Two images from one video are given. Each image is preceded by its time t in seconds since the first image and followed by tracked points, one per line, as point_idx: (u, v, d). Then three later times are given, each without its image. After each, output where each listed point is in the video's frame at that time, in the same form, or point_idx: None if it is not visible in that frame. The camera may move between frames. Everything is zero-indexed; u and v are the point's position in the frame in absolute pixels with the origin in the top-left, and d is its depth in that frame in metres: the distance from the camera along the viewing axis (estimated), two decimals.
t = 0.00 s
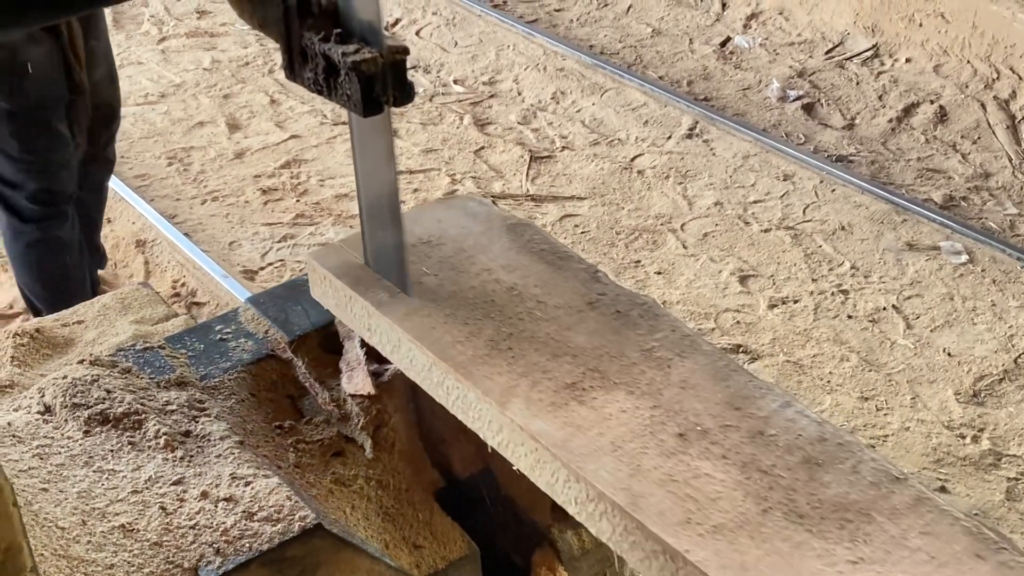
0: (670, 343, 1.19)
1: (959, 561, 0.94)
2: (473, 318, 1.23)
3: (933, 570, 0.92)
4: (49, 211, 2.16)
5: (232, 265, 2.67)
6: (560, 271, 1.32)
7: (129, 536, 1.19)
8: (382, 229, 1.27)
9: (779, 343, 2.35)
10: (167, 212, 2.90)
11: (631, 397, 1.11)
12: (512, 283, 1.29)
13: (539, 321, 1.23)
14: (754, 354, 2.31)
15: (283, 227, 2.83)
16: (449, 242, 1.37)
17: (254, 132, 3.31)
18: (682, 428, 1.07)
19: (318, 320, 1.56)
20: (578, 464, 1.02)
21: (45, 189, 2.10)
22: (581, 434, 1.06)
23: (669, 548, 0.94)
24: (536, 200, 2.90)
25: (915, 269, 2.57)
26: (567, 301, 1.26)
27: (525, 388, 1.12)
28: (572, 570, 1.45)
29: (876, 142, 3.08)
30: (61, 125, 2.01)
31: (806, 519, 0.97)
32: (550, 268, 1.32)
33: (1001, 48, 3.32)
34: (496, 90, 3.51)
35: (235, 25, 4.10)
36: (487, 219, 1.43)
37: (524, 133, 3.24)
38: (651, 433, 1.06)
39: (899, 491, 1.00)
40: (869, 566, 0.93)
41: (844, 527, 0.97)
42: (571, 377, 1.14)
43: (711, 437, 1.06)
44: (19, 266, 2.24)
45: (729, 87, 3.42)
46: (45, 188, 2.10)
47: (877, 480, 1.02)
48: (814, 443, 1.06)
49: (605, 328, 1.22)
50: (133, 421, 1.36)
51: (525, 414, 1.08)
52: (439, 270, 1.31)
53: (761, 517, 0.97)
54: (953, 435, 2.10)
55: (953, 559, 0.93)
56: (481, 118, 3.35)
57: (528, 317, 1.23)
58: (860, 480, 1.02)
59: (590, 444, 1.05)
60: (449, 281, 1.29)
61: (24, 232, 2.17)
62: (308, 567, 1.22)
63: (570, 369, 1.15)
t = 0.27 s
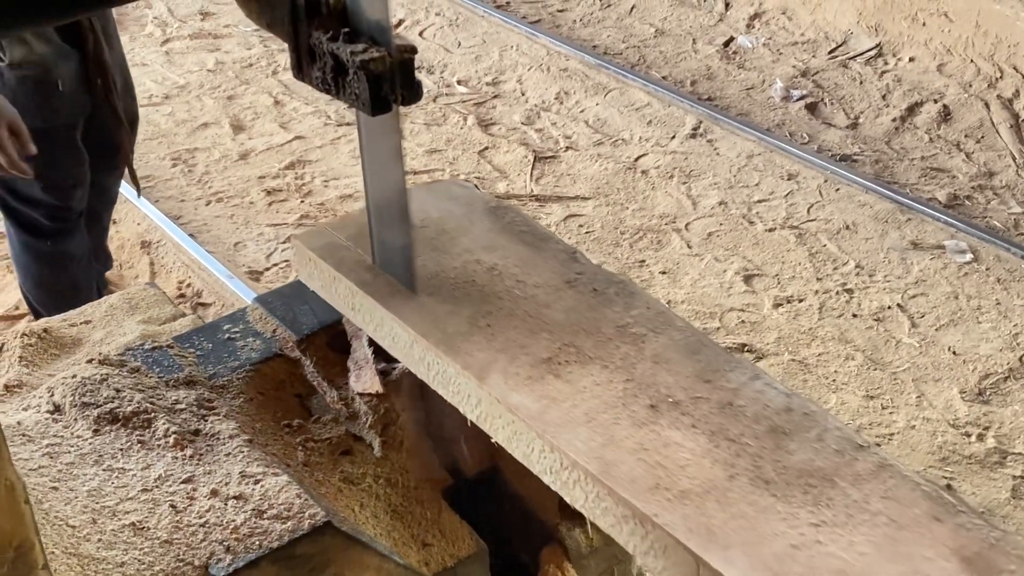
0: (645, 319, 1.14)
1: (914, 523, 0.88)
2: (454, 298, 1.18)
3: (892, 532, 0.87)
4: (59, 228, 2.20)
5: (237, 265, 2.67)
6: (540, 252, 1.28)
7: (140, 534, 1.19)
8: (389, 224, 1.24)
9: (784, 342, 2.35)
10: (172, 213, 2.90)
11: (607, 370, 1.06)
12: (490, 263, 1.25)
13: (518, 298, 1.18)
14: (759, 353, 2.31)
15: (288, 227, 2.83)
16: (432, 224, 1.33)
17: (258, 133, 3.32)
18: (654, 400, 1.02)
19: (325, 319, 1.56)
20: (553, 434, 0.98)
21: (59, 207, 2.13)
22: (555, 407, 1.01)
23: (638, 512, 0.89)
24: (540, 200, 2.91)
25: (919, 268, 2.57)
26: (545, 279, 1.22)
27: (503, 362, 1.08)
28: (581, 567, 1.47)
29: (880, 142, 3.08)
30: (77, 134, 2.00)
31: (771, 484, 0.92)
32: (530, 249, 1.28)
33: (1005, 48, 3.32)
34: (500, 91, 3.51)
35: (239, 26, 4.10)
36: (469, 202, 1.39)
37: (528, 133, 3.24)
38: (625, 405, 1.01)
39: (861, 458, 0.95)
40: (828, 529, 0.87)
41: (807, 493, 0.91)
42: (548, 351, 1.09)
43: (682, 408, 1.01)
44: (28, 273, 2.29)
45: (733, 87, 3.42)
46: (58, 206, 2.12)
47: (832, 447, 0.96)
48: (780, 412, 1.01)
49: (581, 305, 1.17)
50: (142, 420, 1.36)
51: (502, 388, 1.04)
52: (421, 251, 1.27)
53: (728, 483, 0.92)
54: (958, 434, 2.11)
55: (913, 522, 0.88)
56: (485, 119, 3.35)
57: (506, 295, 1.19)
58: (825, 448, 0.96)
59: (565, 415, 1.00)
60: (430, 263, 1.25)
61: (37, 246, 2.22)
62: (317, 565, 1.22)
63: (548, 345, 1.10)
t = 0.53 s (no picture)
0: (620, 293, 1.17)
1: (877, 484, 0.91)
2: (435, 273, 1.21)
3: (853, 490, 0.90)
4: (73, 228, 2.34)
5: (242, 264, 2.68)
6: (518, 229, 1.30)
7: (151, 527, 1.20)
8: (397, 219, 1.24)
9: (787, 338, 2.36)
10: (177, 212, 2.91)
11: (581, 340, 1.09)
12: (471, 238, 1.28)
13: (497, 274, 1.21)
14: (763, 349, 2.32)
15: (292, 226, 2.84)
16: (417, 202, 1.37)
17: (261, 132, 3.33)
18: (627, 368, 1.05)
19: (334, 314, 1.58)
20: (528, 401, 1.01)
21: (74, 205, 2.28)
22: (531, 374, 1.05)
23: (609, 473, 0.93)
24: (543, 198, 2.91)
25: (922, 265, 2.58)
26: (523, 255, 1.24)
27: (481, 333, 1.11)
28: (588, 562, 1.45)
29: (882, 139, 3.09)
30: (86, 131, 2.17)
31: (737, 446, 0.95)
32: (509, 226, 1.30)
33: (1007, 45, 3.34)
34: (502, 89, 3.52)
35: (241, 26, 4.11)
36: (452, 181, 1.41)
37: (531, 132, 3.25)
38: (598, 373, 1.05)
39: (825, 421, 0.98)
40: (792, 488, 0.91)
41: (771, 453, 0.95)
42: (524, 324, 1.12)
43: (653, 375, 1.04)
44: (44, 280, 2.42)
45: (735, 84, 3.43)
46: (72, 204, 2.28)
47: (799, 412, 0.99)
48: (748, 379, 1.04)
49: (560, 279, 1.20)
50: (151, 414, 1.37)
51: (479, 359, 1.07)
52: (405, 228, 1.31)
53: (696, 445, 0.95)
54: (961, 429, 2.12)
55: (872, 480, 0.91)
56: (488, 117, 3.36)
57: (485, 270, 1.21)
58: (790, 412, 1.00)
59: (540, 383, 1.03)
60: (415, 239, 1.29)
61: (52, 250, 2.36)
62: (327, 558, 1.23)
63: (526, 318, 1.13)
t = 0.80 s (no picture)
0: (590, 271, 1.19)
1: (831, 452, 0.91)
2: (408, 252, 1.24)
3: (808, 457, 0.90)
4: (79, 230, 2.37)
5: (242, 264, 2.68)
6: (493, 211, 1.32)
7: (153, 525, 1.20)
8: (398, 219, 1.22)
9: (787, 337, 2.36)
10: (176, 212, 2.91)
11: (550, 316, 1.10)
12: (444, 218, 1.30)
13: (469, 254, 1.24)
14: (763, 348, 2.32)
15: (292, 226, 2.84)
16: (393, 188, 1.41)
17: (261, 133, 3.33)
18: (594, 341, 1.06)
19: (334, 313, 1.58)
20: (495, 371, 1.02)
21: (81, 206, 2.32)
22: (500, 348, 1.06)
23: (573, 440, 0.93)
24: (543, 198, 2.91)
25: (922, 263, 2.58)
26: (496, 237, 1.27)
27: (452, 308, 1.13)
28: (588, 559, 1.45)
29: (881, 138, 3.09)
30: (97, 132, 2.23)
31: (697, 415, 0.95)
32: (483, 208, 1.32)
33: (1005, 44, 3.35)
34: (502, 89, 3.52)
35: (241, 26, 4.11)
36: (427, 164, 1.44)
37: (530, 131, 3.25)
38: (565, 345, 1.06)
39: (783, 391, 0.98)
40: (748, 454, 0.91)
41: (729, 422, 0.95)
42: (493, 301, 1.14)
43: (620, 348, 1.05)
44: (50, 287, 2.41)
45: (734, 84, 3.43)
46: (81, 205, 2.31)
47: (760, 384, 0.99)
48: (711, 352, 1.05)
49: (531, 259, 1.22)
50: (153, 413, 1.37)
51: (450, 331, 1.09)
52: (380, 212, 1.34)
53: (657, 414, 0.95)
54: (961, 428, 2.12)
55: (825, 446, 0.91)
56: (488, 117, 3.36)
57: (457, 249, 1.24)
58: (750, 382, 1.00)
59: (508, 356, 1.05)
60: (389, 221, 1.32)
61: (60, 255, 2.37)
62: (329, 556, 1.23)
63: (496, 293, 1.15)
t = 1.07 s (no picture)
0: (552, 252, 1.25)
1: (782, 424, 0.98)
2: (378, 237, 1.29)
3: (754, 428, 0.97)
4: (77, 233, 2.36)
5: (238, 265, 2.68)
6: (460, 196, 1.37)
7: (147, 527, 1.20)
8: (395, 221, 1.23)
9: (784, 338, 2.36)
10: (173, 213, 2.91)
11: (512, 296, 1.17)
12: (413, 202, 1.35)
13: (436, 237, 1.28)
14: (760, 349, 2.32)
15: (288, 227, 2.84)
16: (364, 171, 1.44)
17: (257, 134, 3.33)
18: (554, 321, 1.12)
19: (329, 315, 1.58)
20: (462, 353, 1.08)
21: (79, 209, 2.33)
22: (464, 326, 1.12)
23: (531, 414, 0.99)
24: (540, 199, 2.91)
25: (918, 264, 2.58)
26: (462, 220, 1.31)
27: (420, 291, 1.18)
28: (584, 561, 1.46)
29: (878, 138, 3.09)
30: (95, 136, 2.25)
31: (651, 389, 1.02)
32: (451, 193, 1.37)
33: (1002, 44, 3.35)
34: (499, 90, 3.52)
35: (238, 27, 4.11)
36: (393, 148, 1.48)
37: (527, 132, 3.25)
38: (526, 325, 1.12)
39: (734, 366, 1.05)
40: (700, 425, 0.98)
41: (683, 395, 1.02)
42: (459, 284, 1.19)
43: (579, 327, 1.11)
44: (47, 292, 2.40)
45: (730, 85, 3.43)
46: (79, 206, 2.32)
47: (716, 362, 1.06)
48: (667, 330, 1.12)
49: (496, 241, 1.28)
50: (147, 415, 1.37)
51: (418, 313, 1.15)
52: (351, 195, 1.38)
53: (615, 389, 1.02)
54: (958, 427, 2.12)
55: (774, 418, 0.98)
56: (485, 118, 3.36)
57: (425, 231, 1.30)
58: (703, 358, 1.07)
59: (473, 333, 1.11)
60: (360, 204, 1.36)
61: (59, 258, 2.36)
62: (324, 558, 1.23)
63: (461, 276, 1.21)
